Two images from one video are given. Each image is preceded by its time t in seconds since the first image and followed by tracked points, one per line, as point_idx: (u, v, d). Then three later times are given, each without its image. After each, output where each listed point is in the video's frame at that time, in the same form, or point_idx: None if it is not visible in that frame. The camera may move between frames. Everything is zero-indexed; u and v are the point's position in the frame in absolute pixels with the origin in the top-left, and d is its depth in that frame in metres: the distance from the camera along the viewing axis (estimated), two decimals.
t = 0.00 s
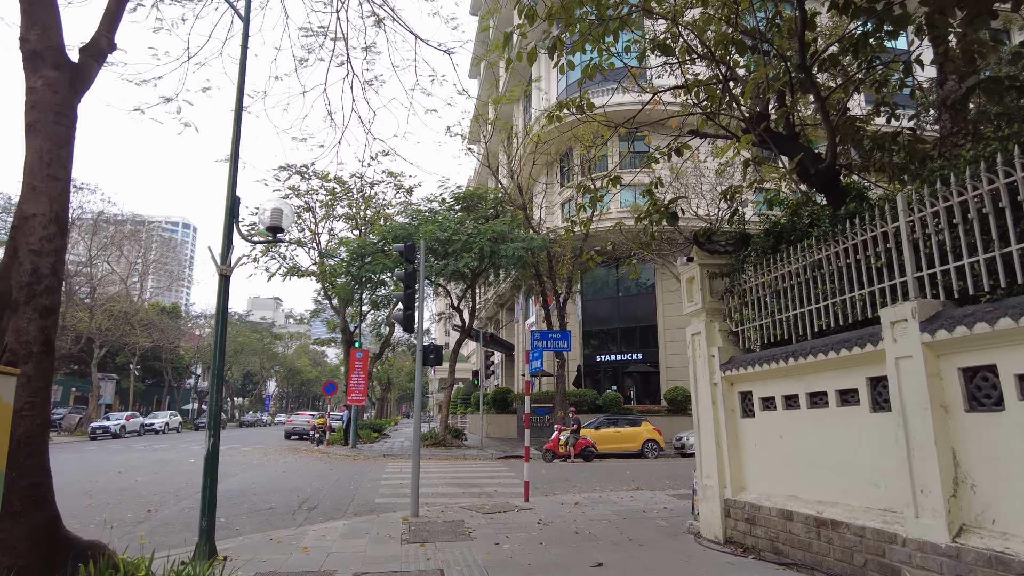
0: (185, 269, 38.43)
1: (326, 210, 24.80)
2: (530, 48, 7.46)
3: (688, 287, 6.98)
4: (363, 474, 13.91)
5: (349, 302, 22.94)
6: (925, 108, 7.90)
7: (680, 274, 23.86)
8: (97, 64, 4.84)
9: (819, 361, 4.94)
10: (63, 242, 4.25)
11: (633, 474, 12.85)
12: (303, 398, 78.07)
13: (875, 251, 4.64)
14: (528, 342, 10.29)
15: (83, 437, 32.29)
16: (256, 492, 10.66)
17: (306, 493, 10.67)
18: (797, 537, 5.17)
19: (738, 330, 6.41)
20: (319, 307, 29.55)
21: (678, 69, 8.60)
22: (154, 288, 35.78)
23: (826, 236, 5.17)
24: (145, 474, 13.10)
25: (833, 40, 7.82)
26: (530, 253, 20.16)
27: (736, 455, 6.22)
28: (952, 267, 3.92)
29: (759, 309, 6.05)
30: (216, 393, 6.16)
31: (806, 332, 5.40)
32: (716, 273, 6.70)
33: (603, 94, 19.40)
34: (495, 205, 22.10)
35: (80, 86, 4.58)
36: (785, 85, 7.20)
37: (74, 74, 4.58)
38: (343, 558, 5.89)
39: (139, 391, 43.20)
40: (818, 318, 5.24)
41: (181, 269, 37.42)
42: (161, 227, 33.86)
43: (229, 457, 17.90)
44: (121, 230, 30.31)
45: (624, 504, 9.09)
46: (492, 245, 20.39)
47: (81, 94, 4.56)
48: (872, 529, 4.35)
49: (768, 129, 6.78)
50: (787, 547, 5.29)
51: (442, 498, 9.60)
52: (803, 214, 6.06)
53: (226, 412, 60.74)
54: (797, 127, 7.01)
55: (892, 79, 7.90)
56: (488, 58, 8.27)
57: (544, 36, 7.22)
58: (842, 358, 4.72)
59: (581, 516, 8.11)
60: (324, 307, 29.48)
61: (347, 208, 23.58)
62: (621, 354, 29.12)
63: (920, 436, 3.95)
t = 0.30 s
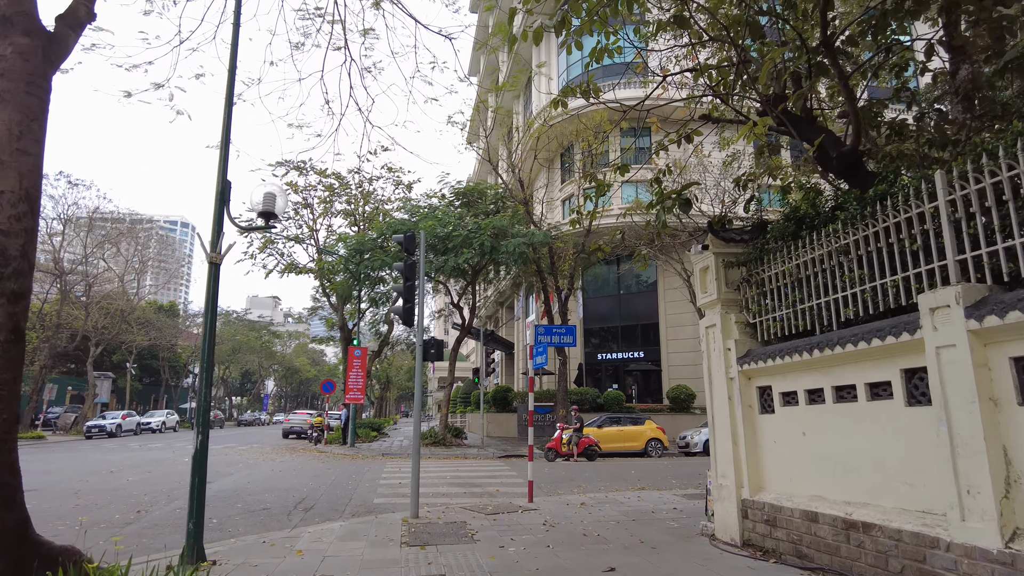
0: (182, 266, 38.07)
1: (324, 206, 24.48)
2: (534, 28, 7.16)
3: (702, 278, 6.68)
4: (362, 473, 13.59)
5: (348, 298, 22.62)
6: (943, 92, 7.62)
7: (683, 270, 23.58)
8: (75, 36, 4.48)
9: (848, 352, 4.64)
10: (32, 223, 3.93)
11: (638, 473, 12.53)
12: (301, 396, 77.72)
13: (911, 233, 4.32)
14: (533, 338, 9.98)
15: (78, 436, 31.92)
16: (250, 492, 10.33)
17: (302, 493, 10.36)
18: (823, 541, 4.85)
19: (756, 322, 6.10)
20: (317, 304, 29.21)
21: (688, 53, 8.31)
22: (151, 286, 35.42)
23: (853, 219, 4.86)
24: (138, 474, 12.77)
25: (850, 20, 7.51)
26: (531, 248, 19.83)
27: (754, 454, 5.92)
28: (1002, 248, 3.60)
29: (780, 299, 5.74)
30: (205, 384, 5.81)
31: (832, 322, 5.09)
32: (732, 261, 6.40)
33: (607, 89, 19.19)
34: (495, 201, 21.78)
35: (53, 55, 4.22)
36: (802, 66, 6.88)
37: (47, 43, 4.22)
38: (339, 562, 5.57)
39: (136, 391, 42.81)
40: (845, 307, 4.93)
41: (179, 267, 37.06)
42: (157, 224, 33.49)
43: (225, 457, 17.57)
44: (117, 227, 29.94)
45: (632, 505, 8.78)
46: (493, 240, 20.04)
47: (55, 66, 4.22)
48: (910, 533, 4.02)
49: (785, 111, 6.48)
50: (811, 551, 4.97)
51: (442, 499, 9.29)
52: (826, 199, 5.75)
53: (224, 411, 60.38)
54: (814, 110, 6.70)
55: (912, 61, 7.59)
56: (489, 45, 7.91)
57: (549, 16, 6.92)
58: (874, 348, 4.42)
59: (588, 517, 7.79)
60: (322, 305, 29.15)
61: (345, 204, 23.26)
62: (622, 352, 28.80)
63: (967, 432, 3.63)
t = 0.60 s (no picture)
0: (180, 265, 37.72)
1: (322, 205, 24.17)
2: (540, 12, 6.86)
3: (716, 275, 6.39)
4: (360, 476, 13.29)
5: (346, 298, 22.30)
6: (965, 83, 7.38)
7: (686, 270, 23.31)
8: (48, 15, 4.15)
9: (879, 354, 4.33)
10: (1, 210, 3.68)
11: (643, 478, 12.24)
12: (300, 397, 77.41)
13: (948, 226, 4.01)
14: (535, 337, 9.62)
15: (74, 436, 31.59)
16: (245, 496, 10.01)
17: (298, 498, 10.04)
18: (850, 555, 4.54)
19: (775, 321, 5.80)
20: (316, 304, 28.89)
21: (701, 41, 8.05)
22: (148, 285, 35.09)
23: (883, 212, 4.55)
24: (130, 477, 12.46)
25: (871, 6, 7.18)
26: (532, 246, 19.53)
27: (772, 461, 5.61)
28: None
29: (801, 296, 5.44)
30: (191, 386, 5.46)
31: (859, 322, 4.77)
32: (749, 258, 6.10)
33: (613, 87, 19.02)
34: (496, 200, 21.38)
35: (23, 31, 3.90)
36: (820, 53, 6.56)
37: (16, 18, 3.90)
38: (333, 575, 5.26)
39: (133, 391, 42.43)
40: (873, 305, 4.63)
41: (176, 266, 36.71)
42: (154, 222, 33.18)
43: (220, 459, 17.25)
44: (113, 225, 29.62)
45: (639, 511, 8.47)
46: (493, 239, 19.71)
47: (25, 43, 3.92)
48: (951, 550, 3.72)
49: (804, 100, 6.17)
50: (838, 565, 4.66)
51: (442, 505, 8.97)
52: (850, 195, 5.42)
53: (222, 411, 60.08)
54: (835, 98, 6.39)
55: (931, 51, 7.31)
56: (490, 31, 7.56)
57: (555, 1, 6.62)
58: (909, 350, 4.11)
59: (595, 524, 7.49)
60: (320, 305, 28.86)
61: (344, 203, 22.96)
62: (624, 352, 28.47)
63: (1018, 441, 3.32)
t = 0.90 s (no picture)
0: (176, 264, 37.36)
1: (319, 201, 23.81)
2: None
3: (731, 264, 6.05)
4: (356, 477, 12.94)
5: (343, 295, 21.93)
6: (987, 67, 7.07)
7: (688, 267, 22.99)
8: None
9: (914, 341, 3.99)
10: None
11: (648, 478, 11.89)
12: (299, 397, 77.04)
13: (992, 202, 3.66)
14: (539, 333, 9.33)
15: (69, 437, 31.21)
16: (236, 497, 9.67)
17: (292, 499, 9.70)
18: (883, 560, 4.19)
19: (795, 310, 5.44)
20: (313, 303, 28.54)
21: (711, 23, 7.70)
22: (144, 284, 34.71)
23: (916, 189, 4.21)
24: (120, 478, 12.11)
25: None
26: (533, 243, 19.19)
27: (792, 459, 5.26)
28: None
29: (823, 283, 5.09)
30: (172, 381, 5.05)
31: (889, 309, 4.42)
32: (766, 245, 5.77)
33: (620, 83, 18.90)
34: (495, 195, 21.00)
35: None
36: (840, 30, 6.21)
37: None
38: None
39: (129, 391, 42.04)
40: (906, 291, 4.29)
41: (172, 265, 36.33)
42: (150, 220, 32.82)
43: (215, 459, 16.90)
44: (108, 223, 29.24)
45: (647, 513, 8.13)
46: (493, 235, 19.35)
47: None
48: (1002, 558, 3.37)
49: (824, 77, 5.81)
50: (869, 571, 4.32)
51: (440, 506, 8.63)
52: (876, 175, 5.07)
53: (220, 412, 59.70)
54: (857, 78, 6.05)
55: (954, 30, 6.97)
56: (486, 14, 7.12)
57: None
58: (950, 336, 3.75)
59: (601, 527, 7.15)
60: (318, 303, 28.54)
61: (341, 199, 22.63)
62: (624, 351, 28.13)
63: None
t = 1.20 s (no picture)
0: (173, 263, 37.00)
1: (316, 199, 23.50)
2: None
3: (747, 257, 5.73)
4: (354, 479, 12.61)
5: (340, 294, 21.59)
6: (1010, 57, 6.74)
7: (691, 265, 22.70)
8: None
9: (955, 338, 3.66)
10: None
11: (652, 481, 11.58)
12: (297, 396, 76.68)
13: None
14: (542, 331, 9.01)
15: (64, 437, 30.86)
16: (228, 501, 9.34)
17: (286, 503, 9.36)
18: None
19: (817, 306, 5.12)
20: (310, 302, 28.22)
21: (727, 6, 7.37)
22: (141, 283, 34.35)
23: (954, 172, 3.90)
24: (110, 480, 11.77)
25: None
26: (533, 240, 18.86)
27: (815, 464, 4.94)
28: None
29: (850, 276, 4.77)
30: (153, 380, 4.68)
31: (925, 303, 4.10)
32: (785, 237, 5.45)
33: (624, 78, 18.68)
34: (495, 192, 20.65)
35: None
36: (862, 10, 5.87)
37: None
38: None
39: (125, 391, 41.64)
40: (942, 284, 3.96)
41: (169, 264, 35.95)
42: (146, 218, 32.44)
43: (209, 460, 16.57)
44: (103, 221, 28.87)
45: (655, 518, 7.79)
46: (493, 231, 19.01)
47: None
48: None
49: (847, 58, 5.48)
50: None
51: (439, 511, 8.32)
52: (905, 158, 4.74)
53: (218, 411, 59.35)
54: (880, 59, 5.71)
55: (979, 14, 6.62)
56: None
57: None
58: (1001, 333, 3.42)
59: (609, 533, 6.82)
60: (315, 302, 28.22)
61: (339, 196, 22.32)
62: (625, 351, 27.80)
63: None
